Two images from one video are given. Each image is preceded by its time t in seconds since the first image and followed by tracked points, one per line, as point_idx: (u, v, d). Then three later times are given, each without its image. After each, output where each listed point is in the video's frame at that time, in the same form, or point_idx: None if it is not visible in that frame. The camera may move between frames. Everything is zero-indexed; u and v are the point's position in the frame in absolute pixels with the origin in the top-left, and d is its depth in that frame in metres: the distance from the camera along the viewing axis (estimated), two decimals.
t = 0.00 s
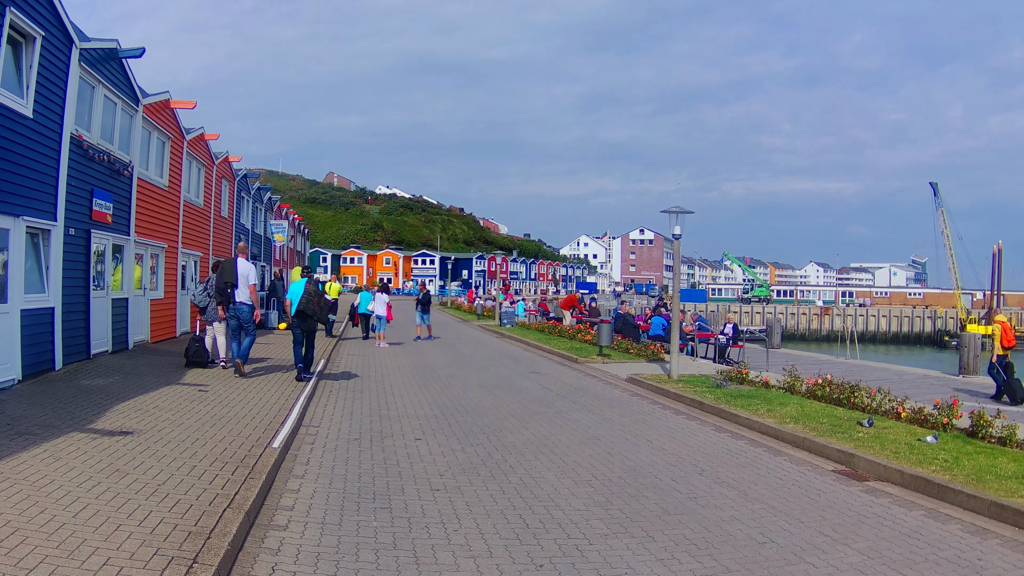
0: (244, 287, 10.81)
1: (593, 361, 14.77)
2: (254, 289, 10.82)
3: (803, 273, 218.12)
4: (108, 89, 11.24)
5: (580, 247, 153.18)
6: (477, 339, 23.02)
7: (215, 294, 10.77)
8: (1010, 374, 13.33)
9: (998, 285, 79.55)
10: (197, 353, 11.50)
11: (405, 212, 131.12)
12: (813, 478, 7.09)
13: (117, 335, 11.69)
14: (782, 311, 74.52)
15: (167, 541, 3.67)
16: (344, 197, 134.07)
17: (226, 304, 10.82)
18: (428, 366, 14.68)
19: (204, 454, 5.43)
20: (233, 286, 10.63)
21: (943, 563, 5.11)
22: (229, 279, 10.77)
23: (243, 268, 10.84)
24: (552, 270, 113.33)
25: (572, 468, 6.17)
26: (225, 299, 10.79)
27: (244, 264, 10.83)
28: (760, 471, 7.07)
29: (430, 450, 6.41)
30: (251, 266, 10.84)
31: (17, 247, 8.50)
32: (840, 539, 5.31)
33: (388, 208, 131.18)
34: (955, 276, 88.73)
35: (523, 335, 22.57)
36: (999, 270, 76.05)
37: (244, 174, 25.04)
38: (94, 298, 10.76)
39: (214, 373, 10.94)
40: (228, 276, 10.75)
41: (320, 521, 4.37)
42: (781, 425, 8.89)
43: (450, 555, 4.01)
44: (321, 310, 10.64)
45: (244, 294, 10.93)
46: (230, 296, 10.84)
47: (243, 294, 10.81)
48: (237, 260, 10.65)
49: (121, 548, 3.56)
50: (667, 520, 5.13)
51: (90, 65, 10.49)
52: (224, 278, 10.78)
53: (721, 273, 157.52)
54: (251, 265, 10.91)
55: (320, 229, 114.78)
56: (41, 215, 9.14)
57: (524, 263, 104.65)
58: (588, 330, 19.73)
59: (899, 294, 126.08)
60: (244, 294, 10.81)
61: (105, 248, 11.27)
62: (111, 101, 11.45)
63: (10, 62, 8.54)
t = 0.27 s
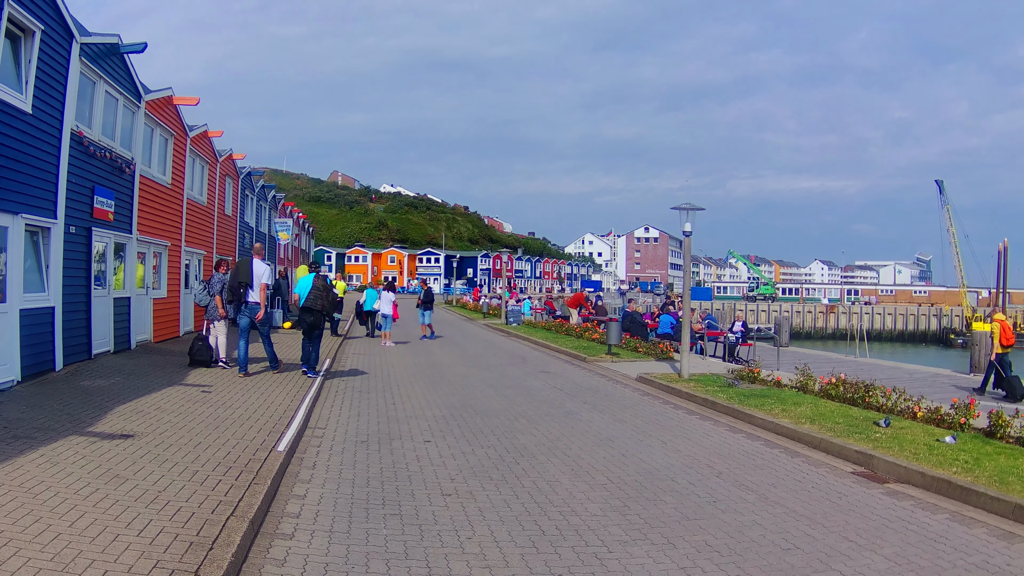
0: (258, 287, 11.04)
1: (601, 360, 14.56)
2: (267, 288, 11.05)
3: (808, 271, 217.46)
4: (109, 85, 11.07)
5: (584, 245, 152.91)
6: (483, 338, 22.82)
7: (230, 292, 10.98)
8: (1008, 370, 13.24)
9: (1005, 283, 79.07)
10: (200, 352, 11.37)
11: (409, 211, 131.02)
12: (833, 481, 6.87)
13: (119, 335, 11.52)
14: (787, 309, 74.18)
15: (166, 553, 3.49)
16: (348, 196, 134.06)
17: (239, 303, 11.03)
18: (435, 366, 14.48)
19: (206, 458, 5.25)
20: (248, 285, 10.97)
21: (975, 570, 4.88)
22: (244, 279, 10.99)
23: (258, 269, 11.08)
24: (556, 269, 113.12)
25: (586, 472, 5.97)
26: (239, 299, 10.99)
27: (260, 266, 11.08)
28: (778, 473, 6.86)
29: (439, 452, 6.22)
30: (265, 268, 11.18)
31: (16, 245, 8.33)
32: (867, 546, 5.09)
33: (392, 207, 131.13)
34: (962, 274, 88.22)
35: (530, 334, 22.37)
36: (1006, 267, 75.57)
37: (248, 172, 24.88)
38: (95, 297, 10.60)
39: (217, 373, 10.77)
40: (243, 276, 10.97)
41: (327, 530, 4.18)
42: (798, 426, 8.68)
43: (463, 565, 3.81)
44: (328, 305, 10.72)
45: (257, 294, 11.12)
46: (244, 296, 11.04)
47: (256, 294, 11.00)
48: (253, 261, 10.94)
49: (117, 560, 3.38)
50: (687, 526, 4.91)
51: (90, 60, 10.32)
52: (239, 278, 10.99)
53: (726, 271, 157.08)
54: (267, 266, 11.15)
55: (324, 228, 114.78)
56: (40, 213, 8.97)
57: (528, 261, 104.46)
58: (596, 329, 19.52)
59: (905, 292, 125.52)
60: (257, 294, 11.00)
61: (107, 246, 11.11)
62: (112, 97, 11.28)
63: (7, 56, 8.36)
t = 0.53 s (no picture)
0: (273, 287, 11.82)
1: (607, 361, 14.39)
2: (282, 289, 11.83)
3: (809, 271, 217.28)
4: (107, 82, 10.89)
5: (585, 245, 153.04)
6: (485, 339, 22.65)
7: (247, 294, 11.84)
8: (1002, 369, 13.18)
9: (1006, 282, 78.96)
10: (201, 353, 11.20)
11: (410, 211, 130.87)
12: (851, 486, 6.69)
13: (118, 336, 11.33)
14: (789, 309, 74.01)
15: (166, 568, 3.30)
16: (348, 197, 133.98)
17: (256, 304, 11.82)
18: (438, 367, 14.31)
19: (207, 465, 5.07)
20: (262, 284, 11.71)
21: None
22: (259, 280, 11.79)
23: (273, 270, 11.84)
24: (557, 269, 113.01)
25: (599, 478, 5.78)
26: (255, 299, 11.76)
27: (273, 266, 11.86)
28: (795, 478, 6.67)
29: (447, 457, 6.05)
30: (281, 270, 12.05)
31: (12, 245, 8.15)
32: (893, 555, 4.90)
33: (393, 208, 131.04)
34: (964, 273, 88.07)
35: (533, 335, 22.20)
36: (1008, 267, 75.37)
37: (248, 172, 24.70)
38: (94, 298, 10.42)
39: (218, 375, 10.59)
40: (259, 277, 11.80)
41: (335, 541, 4.00)
42: (811, 428, 8.51)
43: None
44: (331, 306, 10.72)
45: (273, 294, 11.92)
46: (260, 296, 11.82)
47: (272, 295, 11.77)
48: (268, 262, 11.78)
49: None
50: (705, 535, 4.72)
51: (88, 57, 10.14)
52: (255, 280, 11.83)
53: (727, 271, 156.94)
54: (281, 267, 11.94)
55: (325, 229, 114.70)
56: (37, 212, 8.79)
57: (529, 262, 104.34)
58: (599, 330, 19.33)
59: (906, 292, 125.29)
60: (273, 294, 11.80)
61: (106, 246, 10.92)
62: (110, 95, 11.10)
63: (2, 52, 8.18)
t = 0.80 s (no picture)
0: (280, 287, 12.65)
1: (611, 363, 14.22)
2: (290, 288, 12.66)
3: (809, 271, 217.11)
4: (104, 80, 10.71)
5: (586, 245, 152.90)
6: (487, 339, 22.49)
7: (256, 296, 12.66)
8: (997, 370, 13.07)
9: (1007, 282, 78.78)
10: (199, 354, 11.02)
11: (410, 211, 130.77)
12: (865, 494, 6.50)
13: (115, 337, 11.16)
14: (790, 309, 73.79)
15: None
16: (348, 197, 133.76)
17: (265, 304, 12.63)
18: (439, 369, 14.15)
19: (204, 473, 4.89)
20: (269, 283, 12.44)
21: None
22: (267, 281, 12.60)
23: (279, 270, 12.63)
24: (557, 269, 112.82)
25: (609, 485, 5.61)
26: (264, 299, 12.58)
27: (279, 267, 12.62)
28: (808, 485, 6.48)
29: (451, 464, 5.87)
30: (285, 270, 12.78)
31: (5, 245, 7.97)
32: (916, 567, 4.72)
33: (393, 207, 130.84)
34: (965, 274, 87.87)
35: (534, 336, 22.04)
36: (1009, 267, 75.19)
37: (248, 171, 24.54)
38: (90, 299, 10.25)
39: (217, 377, 10.41)
40: (266, 278, 12.60)
41: (337, 554, 3.83)
42: (822, 433, 8.34)
43: None
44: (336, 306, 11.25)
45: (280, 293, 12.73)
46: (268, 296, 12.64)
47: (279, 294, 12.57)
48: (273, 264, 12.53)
49: None
50: (721, 547, 4.54)
51: (84, 53, 9.96)
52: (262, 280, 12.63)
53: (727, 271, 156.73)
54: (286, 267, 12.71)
55: (325, 228, 114.52)
56: (31, 211, 8.61)
57: (529, 261, 104.13)
58: (602, 330, 19.15)
59: (907, 292, 125.08)
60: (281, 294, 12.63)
61: (102, 246, 10.75)
62: (107, 92, 10.92)
63: None
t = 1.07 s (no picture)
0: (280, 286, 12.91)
1: (613, 362, 14.04)
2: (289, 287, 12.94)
3: (809, 270, 216.95)
4: (99, 73, 10.53)
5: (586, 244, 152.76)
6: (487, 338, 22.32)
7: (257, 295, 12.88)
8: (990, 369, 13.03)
9: (1008, 282, 78.63)
10: (194, 353, 10.84)
11: (409, 209, 130.63)
12: (877, 498, 6.34)
13: (109, 336, 10.97)
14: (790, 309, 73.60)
15: None
16: (348, 195, 133.51)
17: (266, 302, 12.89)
18: (439, 368, 13.97)
19: (195, 477, 4.72)
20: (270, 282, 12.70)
21: None
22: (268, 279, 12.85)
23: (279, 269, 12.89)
24: (557, 268, 112.62)
25: (615, 489, 5.44)
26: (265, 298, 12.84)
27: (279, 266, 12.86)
28: (818, 489, 6.31)
29: (450, 466, 5.72)
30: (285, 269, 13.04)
31: None
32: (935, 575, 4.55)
33: (392, 206, 130.60)
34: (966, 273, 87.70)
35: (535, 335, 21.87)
36: (1009, 266, 75.06)
37: (246, 168, 24.35)
38: (84, 296, 10.07)
39: (213, 376, 10.24)
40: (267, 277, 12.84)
41: (332, 563, 3.66)
42: (830, 434, 8.18)
43: None
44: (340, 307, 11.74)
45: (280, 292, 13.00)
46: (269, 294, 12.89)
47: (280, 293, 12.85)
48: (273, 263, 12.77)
49: None
50: (734, 554, 4.37)
51: (79, 46, 9.78)
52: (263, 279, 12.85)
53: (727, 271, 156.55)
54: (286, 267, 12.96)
55: (324, 227, 114.27)
56: (23, 206, 8.42)
57: (529, 260, 103.91)
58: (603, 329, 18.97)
59: (907, 291, 124.91)
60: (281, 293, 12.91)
61: (97, 242, 10.57)
62: (102, 86, 10.74)
63: None
